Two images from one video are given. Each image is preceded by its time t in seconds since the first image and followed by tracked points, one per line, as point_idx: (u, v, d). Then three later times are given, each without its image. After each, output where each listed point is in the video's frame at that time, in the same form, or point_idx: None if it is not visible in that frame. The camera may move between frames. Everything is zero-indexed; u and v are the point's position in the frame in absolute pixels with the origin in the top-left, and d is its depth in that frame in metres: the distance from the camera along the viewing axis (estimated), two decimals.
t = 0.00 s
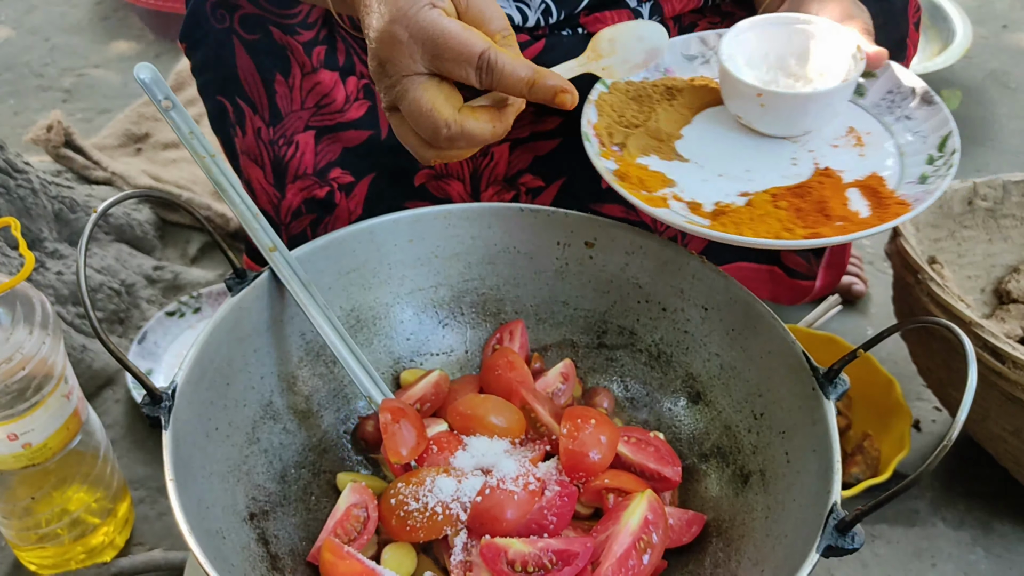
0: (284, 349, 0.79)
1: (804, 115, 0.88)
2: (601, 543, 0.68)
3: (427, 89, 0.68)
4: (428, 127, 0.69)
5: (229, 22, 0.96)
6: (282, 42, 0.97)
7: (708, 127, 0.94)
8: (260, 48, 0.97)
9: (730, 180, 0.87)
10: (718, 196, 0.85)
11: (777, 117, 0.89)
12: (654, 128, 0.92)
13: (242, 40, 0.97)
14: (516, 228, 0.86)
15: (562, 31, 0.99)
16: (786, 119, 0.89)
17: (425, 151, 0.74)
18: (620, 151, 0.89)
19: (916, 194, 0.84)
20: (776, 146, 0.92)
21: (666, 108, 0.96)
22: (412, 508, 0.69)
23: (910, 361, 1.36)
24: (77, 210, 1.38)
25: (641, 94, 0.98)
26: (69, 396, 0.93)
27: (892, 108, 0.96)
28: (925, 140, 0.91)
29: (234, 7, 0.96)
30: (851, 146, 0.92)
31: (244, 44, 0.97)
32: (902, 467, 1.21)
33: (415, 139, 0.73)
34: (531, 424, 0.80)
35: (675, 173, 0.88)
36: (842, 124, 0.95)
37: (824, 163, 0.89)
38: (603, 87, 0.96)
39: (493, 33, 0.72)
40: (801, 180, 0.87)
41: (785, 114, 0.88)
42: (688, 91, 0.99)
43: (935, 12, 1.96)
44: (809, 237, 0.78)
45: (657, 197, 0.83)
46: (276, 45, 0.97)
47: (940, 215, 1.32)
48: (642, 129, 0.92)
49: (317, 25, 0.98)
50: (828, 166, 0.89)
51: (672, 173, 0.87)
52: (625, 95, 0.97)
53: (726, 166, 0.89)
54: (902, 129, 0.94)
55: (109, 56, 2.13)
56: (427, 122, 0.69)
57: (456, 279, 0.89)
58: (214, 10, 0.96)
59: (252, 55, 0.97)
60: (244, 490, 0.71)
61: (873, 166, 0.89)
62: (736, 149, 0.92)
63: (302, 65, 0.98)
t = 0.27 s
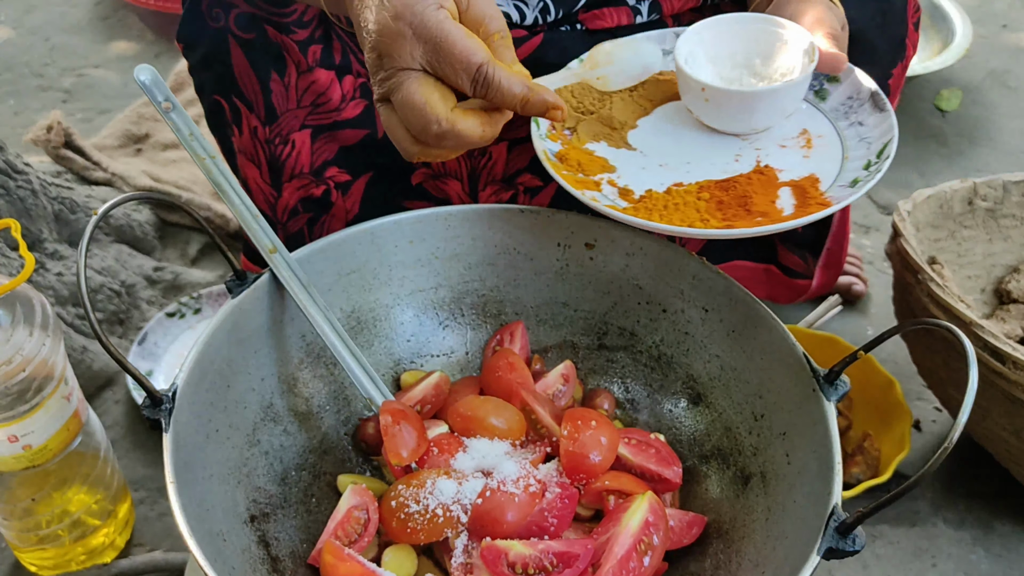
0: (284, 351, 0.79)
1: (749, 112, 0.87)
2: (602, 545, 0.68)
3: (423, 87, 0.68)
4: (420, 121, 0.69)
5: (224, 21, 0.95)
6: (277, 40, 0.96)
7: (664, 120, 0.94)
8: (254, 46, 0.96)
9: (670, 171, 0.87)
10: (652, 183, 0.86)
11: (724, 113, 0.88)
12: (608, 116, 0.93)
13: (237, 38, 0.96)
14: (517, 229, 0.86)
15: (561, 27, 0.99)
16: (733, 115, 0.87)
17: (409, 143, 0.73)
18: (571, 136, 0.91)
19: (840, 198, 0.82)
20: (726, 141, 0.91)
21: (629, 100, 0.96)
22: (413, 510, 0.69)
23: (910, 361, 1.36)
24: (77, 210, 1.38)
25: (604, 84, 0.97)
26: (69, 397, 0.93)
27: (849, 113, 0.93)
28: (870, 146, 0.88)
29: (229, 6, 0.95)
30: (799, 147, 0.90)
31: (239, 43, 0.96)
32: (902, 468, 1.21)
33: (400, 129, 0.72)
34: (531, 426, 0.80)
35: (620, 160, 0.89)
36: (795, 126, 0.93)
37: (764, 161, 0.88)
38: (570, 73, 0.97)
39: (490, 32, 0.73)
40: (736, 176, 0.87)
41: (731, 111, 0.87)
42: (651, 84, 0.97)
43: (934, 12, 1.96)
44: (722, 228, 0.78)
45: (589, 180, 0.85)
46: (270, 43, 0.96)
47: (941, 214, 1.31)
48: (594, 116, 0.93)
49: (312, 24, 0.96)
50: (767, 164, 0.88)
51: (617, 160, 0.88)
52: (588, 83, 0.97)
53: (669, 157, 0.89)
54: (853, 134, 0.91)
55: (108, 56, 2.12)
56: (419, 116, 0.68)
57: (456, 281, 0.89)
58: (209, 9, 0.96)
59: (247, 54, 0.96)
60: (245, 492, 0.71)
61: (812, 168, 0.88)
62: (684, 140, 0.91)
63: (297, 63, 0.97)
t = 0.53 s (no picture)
0: (284, 351, 0.79)
1: (724, 113, 0.86)
2: (601, 545, 0.68)
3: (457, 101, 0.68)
4: (448, 133, 0.69)
5: (219, 19, 0.95)
6: (272, 38, 0.95)
7: (644, 122, 0.93)
8: (249, 44, 0.96)
9: (648, 173, 0.87)
10: (629, 186, 0.86)
11: (699, 114, 0.87)
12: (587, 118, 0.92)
13: (231, 37, 0.95)
14: (516, 228, 0.86)
15: (558, 24, 0.98)
16: (709, 117, 0.87)
17: (431, 151, 0.71)
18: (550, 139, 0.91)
19: (815, 198, 0.81)
20: (704, 143, 0.90)
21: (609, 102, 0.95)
22: (412, 510, 0.69)
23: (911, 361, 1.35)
24: (76, 210, 1.38)
25: (585, 87, 0.96)
26: (68, 398, 0.93)
27: (829, 114, 0.91)
28: (846, 146, 0.87)
29: (224, 3, 0.94)
30: (777, 148, 0.90)
31: (233, 40, 0.96)
32: (902, 467, 1.20)
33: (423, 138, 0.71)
34: (531, 426, 0.80)
35: (598, 163, 0.88)
36: (775, 127, 0.92)
37: (741, 163, 0.88)
38: (549, 77, 0.96)
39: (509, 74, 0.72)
40: (713, 176, 0.86)
41: (706, 112, 0.86)
42: (632, 86, 0.96)
43: (934, 10, 1.95)
44: (693, 228, 0.77)
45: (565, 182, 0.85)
46: (264, 41, 0.95)
47: (941, 213, 1.31)
48: (573, 118, 0.93)
49: (307, 22, 0.95)
50: (744, 165, 0.87)
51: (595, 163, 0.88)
52: (569, 86, 0.96)
53: (646, 159, 0.89)
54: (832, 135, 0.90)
55: (107, 56, 2.12)
56: (450, 129, 0.68)
57: (455, 280, 0.89)
58: (204, 6, 0.95)
59: (242, 52, 0.96)
60: (243, 492, 0.70)
61: (789, 170, 0.87)
62: (662, 142, 0.91)
63: (291, 61, 0.95)
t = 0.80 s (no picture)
0: (282, 351, 0.79)
1: (710, 106, 0.85)
2: (601, 544, 0.68)
3: (455, 111, 0.69)
4: (441, 139, 0.69)
5: (216, 19, 0.94)
6: (269, 38, 0.95)
7: (630, 121, 0.91)
8: (246, 44, 0.95)
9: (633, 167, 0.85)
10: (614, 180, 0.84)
11: (685, 109, 0.86)
12: (574, 116, 0.90)
13: (229, 36, 0.95)
14: (515, 228, 0.86)
15: (556, 25, 1.00)
16: (695, 111, 0.85)
17: (421, 156, 0.71)
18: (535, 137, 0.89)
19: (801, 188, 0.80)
20: (690, 139, 0.89)
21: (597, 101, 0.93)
22: (411, 510, 0.69)
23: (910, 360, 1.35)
24: (75, 210, 1.38)
25: (571, 86, 0.94)
26: (67, 398, 0.93)
27: (815, 108, 0.91)
28: (832, 139, 0.86)
29: (220, 3, 0.93)
30: (763, 143, 0.89)
31: (230, 40, 0.95)
32: (902, 467, 1.20)
33: (415, 142, 0.71)
34: (529, 426, 0.80)
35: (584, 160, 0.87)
36: (760, 123, 0.92)
37: (727, 157, 0.86)
38: (536, 77, 0.95)
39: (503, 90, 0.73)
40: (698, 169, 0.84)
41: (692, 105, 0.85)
42: (619, 86, 0.94)
43: (933, 10, 1.95)
44: (679, 219, 0.76)
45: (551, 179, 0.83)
46: (262, 41, 0.95)
47: (940, 213, 1.31)
48: (559, 117, 0.91)
49: (305, 22, 0.95)
50: (730, 159, 0.86)
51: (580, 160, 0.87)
52: (555, 85, 0.94)
53: (632, 155, 0.87)
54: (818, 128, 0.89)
55: (106, 56, 2.12)
56: (444, 136, 0.69)
57: (454, 280, 0.89)
58: (201, 6, 0.95)
59: (239, 52, 0.95)
60: (242, 493, 0.70)
61: (775, 164, 0.86)
62: (648, 138, 0.89)
63: (289, 61, 0.96)
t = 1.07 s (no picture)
0: (281, 352, 0.79)
1: (694, 106, 0.85)
2: (600, 545, 0.68)
3: (442, 119, 0.69)
4: (424, 147, 0.69)
5: (214, 19, 0.94)
6: (267, 39, 0.94)
7: (617, 128, 0.91)
8: (244, 45, 0.95)
9: (621, 171, 0.85)
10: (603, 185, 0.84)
11: (670, 109, 0.86)
12: (562, 124, 0.90)
13: (227, 37, 0.94)
14: (514, 228, 0.86)
15: (553, 28, 1.00)
16: (681, 111, 0.85)
17: (405, 162, 0.72)
18: (523, 147, 0.89)
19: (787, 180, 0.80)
20: (678, 140, 0.89)
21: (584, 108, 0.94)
22: (410, 510, 0.69)
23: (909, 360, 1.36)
24: (74, 211, 1.38)
25: (558, 95, 0.95)
26: (66, 398, 0.93)
27: (801, 100, 0.91)
28: (818, 130, 0.86)
29: (218, 3, 0.93)
30: (751, 139, 0.89)
31: (229, 41, 0.94)
32: (901, 467, 1.21)
33: (401, 148, 0.71)
34: (529, 426, 0.80)
35: (573, 166, 0.87)
36: (748, 118, 0.92)
37: (715, 155, 0.86)
38: (523, 88, 0.95)
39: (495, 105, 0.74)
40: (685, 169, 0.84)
41: (676, 105, 0.85)
42: (606, 90, 0.95)
43: (932, 10, 1.96)
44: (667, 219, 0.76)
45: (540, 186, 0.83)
46: (260, 42, 0.95)
47: (939, 212, 1.31)
48: (547, 125, 0.91)
49: (303, 23, 0.95)
50: (718, 157, 0.86)
51: (569, 167, 0.87)
52: (543, 95, 0.94)
53: (621, 159, 0.87)
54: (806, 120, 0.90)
55: (106, 56, 2.12)
56: (428, 145, 0.69)
57: (453, 281, 0.89)
58: (200, 6, 0.94)
59: (237, 52, 0.95)
60: (241, 493, 0.70)
61: (763, 158, 0.86)
62: (636, 142, 0.89)
63: (287, 62, 0.96)
